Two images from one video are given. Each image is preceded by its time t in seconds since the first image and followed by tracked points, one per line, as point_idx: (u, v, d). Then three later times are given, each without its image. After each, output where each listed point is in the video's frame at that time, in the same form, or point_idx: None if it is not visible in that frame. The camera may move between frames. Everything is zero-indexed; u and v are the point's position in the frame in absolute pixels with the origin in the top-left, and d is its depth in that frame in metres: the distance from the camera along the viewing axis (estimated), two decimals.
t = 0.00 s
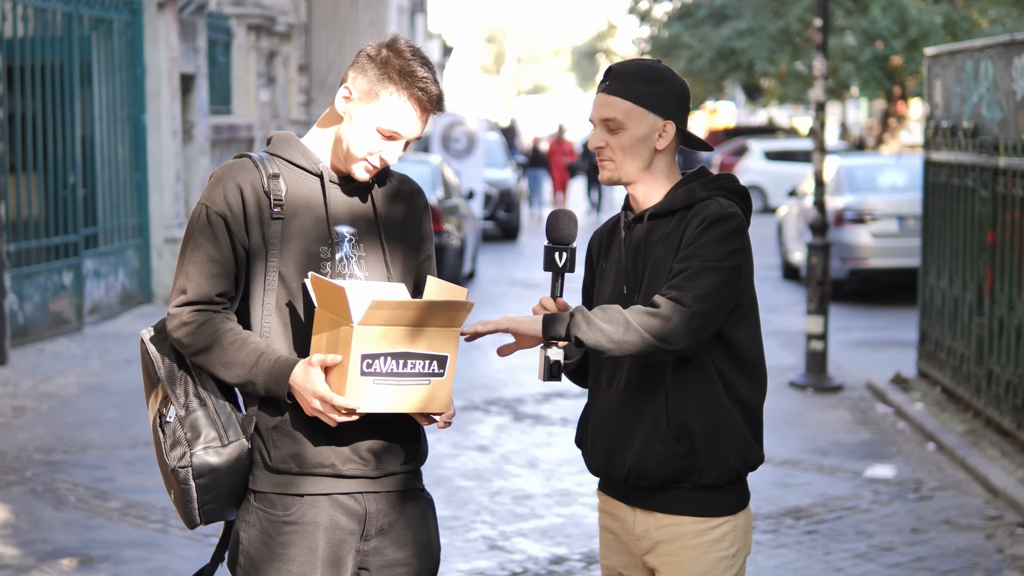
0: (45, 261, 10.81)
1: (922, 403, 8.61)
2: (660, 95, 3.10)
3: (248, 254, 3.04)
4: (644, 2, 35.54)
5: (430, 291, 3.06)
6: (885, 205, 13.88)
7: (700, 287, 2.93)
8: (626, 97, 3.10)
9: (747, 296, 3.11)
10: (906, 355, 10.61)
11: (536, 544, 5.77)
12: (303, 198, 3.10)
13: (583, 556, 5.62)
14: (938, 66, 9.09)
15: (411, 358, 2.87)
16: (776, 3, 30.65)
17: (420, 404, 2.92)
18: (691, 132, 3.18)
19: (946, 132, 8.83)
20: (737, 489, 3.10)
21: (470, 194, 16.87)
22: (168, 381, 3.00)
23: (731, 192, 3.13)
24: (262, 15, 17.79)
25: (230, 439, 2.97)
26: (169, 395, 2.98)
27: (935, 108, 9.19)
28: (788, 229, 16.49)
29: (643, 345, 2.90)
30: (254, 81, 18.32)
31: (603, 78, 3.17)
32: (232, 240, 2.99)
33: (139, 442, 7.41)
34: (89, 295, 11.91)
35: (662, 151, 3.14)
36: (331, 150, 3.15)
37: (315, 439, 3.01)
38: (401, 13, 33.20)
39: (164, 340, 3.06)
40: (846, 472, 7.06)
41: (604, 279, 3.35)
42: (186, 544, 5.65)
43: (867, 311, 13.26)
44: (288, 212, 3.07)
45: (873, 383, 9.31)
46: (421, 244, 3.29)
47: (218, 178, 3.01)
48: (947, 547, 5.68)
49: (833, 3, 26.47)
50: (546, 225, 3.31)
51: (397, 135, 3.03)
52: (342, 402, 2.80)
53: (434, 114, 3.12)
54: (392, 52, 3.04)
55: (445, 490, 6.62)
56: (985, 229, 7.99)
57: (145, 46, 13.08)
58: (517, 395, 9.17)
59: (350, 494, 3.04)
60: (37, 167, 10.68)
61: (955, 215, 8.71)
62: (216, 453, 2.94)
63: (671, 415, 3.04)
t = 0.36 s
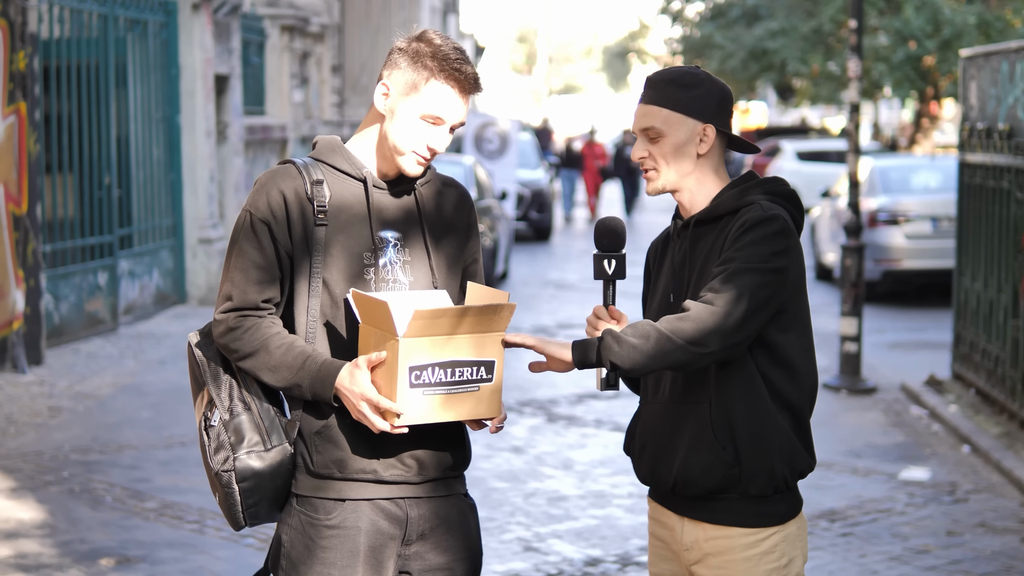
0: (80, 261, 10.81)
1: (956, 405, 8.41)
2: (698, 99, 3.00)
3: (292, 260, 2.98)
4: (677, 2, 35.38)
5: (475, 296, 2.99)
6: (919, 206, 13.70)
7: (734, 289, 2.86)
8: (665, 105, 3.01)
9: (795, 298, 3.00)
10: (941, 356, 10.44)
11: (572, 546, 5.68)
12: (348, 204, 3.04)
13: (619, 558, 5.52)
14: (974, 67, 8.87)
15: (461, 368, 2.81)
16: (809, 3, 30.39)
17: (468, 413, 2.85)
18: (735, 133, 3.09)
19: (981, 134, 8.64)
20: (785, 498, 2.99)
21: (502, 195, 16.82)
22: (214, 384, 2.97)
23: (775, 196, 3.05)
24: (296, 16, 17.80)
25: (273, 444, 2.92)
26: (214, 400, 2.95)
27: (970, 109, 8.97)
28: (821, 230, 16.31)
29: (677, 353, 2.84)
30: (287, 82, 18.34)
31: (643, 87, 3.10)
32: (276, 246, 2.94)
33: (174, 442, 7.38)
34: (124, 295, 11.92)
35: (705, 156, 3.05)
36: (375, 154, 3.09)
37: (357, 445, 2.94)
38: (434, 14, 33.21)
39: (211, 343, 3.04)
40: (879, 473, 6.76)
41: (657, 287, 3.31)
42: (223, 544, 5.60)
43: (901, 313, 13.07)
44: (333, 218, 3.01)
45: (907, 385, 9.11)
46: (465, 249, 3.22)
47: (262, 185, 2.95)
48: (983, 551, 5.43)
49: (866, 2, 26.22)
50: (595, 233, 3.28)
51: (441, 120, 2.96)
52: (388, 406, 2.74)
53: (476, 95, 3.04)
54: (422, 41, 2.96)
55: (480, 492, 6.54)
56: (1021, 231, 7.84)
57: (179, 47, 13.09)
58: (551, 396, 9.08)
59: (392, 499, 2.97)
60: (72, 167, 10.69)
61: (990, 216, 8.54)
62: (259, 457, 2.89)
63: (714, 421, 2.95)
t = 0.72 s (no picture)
0: (97, 261, 10.86)
1: (973, 406, 8.38)
2: (767, 101, 2.98)
3: (315, 260, 3.02)
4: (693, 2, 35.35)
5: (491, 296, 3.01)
6: (935, 207, 13.68)
7: (763, 311, 2.85)
8: (731, 104, 2.99)
9: (833, 319, 2.97)
10: (958, 358, 10.41)
11: (589, 546, 5.69)
12: (372, 206, 3.06)
13: (635, 558, 5.52)
14: (991, 68, 8.84)
15: (478, 371, 2.82)
16: (826, 4, 30.31)
17: (487, 415, 2.86)
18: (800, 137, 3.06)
19: (999, 135, 8.60)
20: (799, 513, 2.99)
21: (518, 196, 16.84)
22: (237, 382, 3.01)
23: (832, 214, 3.02)
24: (313, 17, 17.86)
25: (294, 443, 2.94)
26: (236, 398, 2.99)
27: (988, 110, 8.93)
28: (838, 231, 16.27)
29: (696, 371, 2.84)
30: (305, 83, 18.39)
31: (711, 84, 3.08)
32: (299, 245, 2.98)
33: (192, 443, 7.41)
34: (141, 295, 11.97)
35: (766, 159, 3.03)
36: (398, 154, 3.12)
37: (376, 447, 2.95)
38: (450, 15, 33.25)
39: (234, 342, 3.07)
40: (897, 475, 6.76)
41: (701, 285, 3.31)
42: (241, 543, 5.62)
43: (918, 314, 13.03)
44: (355, 220, 3.04)
45: (924, 386, 9.08)
46: (493, 251, 3.23)
47: (285, 185, 2.99)
48: (1001, 552, 5.41)
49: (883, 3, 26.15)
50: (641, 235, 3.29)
51: (427, 77, 3.03)
52: (404, 410, 2.74)
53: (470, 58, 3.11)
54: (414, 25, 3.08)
55: (497, 492, 6.56)
56: None
57: (197, 48, 13.15)
58: (568, 397, 9.09)
59: (410, 500, 2.98)
60: (91, 168, 10.75)
61: (1008, 217, 8.49)
62: (279, 456, 2.91)
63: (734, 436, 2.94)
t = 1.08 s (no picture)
0: (104, 260, 10.88)
1: (980, 405, 8.36)
2: (793, 96, 2.96)
3: (321, 256, 3.02)
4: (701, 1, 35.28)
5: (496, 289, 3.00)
6: (943, 206, 13.66)
7: (773, 311, 2.83)
8: (758, 98, 2.97)
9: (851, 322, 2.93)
10: (965, 357, 10.38)
11: (595, 543, 5.69)
12: (377, 202, 3.07)
13: (641, 555, 5.52)
14: (999, 67, 8.81)
15: (483, 364, 2.83)
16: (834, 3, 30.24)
17: (492, 407, 2.87)
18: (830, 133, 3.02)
19: (1007, 133, 8.57)
20: (817, 513, 2.97)
21: (526, 195, 16.84)
22: (243, 378, 3.03)
23: (856, 218, 2.99)
24: (320, 16, 17.86)
25: (299, 438, 2.97)
26: (243, 393, 3.00)
27: (996, 108, 8.90)
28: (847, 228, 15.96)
29: (700, 372, 2.83)
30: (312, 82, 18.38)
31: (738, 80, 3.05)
32: (304, 241, 2.99)
33: (199, 441, 7.42)
34: (148, 294, 11.98)
35: (794, 156, 3.00)
36: (405, 151, 3.13)
37: (380, 443, 2.96)
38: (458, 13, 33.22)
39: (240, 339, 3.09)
40: (904, 473, 6.75)
41: (725, 278, 3.30)
42: (247, 541, 5.63)
43: (925, 313, 13.00)
44: (361, 215, 3.04)
45: (931, 384, 9.06)
46: (502, 246, 3.24)
47: (292, 182, 3.01)
48: (1007, 550, 5.40)
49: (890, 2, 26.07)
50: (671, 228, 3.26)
51: (431, 69, 3.04)
52: (409, 402, 2.74)
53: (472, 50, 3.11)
54: (422, 19, 3.07)
55: (504, 489, 6.56)
56: None
57: (204, 46, 13.16)
58: (575, 395, 9.09)
59: (415, 496, 2.98)
60: (98, 167, 10.77)
61: (1016, 215, 8.47)
62: (284, 451, 2.94)
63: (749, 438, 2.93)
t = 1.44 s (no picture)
0: (110, 260, 10.90)
1: (986, 405, 8.34)
2: (798, 107, 2.89)
3: (325, 257, 3.03)
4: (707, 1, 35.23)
5: (501, 286, 3.00)
6: (949, 206, 13.63)
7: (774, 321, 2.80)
8: (759, 108, 2.91)
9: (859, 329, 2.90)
10: (971, 357, 10.36)
11: (599, 544, 5.68)
12: (382, 204, 3.07)
13: (645, 556, 5.52)
14: (1004, 66, 8.79)
15: (485, 359, 2.83)
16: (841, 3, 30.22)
17: (497, 403, 2.88)
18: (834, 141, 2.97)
19: (1012, 133, 8.55)
20: (833, 514, 2.96)
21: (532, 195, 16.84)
22: (248, 380, 3.03)
23: (864, 224, 2.95)
24: (326, 16, 17.88)
25: (305, 439, 2.96)
26: (247, 395, 3.00)
27: (1001, 109, 8.87)
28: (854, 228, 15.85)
29: (701, 386, 2.80)
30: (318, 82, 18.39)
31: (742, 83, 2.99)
32: (308, 242, 2.99)
33: (204, 441, 7.43)
34: (154, 295, 12.00)
35: (797, 164, 2.95)
36: (407, 153, 3.13)
37: (385, 442, 2.96)
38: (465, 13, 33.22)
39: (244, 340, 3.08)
40: (908, 473, 6.74)
41: (736, 280, 3.26)
42: (251, 541, 5.63)
43: (931, 313, 12.98)
44: (365, 216, 3.05)
45: (936, 385, 9.04)
46: (507, 246, 3.22)
47: (295, 183, 3.01)
48: (1012, 551, 5.39)
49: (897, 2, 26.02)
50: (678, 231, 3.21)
51: (434, 69, 3.04)
52: (413, 399, 2.74)
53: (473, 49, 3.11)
54: (420, 23, 3.05)
55: (508, 489, 6.55)
56: None
57: (210, 47, 13.20)
58: (580, 395, 9.09)
59: (421, 497, 2.98)
60: (104, 167, 10.80)
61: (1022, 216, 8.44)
62: (290, 453, 2.93)
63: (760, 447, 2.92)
